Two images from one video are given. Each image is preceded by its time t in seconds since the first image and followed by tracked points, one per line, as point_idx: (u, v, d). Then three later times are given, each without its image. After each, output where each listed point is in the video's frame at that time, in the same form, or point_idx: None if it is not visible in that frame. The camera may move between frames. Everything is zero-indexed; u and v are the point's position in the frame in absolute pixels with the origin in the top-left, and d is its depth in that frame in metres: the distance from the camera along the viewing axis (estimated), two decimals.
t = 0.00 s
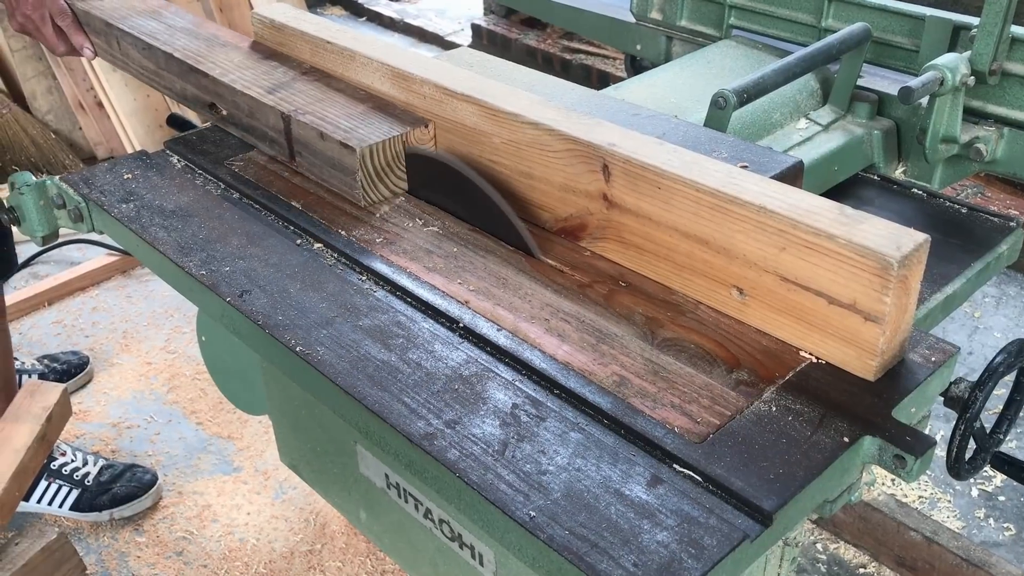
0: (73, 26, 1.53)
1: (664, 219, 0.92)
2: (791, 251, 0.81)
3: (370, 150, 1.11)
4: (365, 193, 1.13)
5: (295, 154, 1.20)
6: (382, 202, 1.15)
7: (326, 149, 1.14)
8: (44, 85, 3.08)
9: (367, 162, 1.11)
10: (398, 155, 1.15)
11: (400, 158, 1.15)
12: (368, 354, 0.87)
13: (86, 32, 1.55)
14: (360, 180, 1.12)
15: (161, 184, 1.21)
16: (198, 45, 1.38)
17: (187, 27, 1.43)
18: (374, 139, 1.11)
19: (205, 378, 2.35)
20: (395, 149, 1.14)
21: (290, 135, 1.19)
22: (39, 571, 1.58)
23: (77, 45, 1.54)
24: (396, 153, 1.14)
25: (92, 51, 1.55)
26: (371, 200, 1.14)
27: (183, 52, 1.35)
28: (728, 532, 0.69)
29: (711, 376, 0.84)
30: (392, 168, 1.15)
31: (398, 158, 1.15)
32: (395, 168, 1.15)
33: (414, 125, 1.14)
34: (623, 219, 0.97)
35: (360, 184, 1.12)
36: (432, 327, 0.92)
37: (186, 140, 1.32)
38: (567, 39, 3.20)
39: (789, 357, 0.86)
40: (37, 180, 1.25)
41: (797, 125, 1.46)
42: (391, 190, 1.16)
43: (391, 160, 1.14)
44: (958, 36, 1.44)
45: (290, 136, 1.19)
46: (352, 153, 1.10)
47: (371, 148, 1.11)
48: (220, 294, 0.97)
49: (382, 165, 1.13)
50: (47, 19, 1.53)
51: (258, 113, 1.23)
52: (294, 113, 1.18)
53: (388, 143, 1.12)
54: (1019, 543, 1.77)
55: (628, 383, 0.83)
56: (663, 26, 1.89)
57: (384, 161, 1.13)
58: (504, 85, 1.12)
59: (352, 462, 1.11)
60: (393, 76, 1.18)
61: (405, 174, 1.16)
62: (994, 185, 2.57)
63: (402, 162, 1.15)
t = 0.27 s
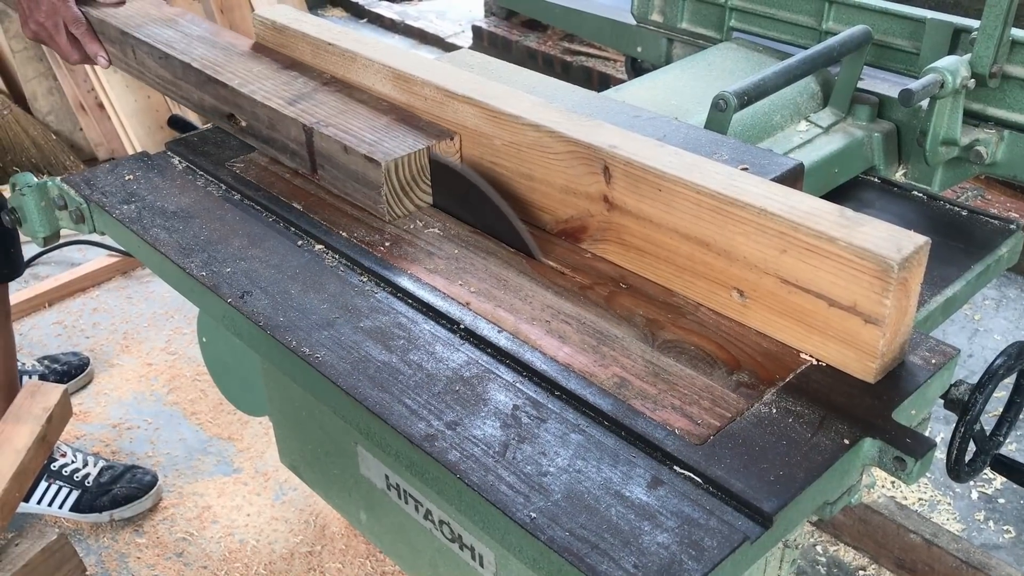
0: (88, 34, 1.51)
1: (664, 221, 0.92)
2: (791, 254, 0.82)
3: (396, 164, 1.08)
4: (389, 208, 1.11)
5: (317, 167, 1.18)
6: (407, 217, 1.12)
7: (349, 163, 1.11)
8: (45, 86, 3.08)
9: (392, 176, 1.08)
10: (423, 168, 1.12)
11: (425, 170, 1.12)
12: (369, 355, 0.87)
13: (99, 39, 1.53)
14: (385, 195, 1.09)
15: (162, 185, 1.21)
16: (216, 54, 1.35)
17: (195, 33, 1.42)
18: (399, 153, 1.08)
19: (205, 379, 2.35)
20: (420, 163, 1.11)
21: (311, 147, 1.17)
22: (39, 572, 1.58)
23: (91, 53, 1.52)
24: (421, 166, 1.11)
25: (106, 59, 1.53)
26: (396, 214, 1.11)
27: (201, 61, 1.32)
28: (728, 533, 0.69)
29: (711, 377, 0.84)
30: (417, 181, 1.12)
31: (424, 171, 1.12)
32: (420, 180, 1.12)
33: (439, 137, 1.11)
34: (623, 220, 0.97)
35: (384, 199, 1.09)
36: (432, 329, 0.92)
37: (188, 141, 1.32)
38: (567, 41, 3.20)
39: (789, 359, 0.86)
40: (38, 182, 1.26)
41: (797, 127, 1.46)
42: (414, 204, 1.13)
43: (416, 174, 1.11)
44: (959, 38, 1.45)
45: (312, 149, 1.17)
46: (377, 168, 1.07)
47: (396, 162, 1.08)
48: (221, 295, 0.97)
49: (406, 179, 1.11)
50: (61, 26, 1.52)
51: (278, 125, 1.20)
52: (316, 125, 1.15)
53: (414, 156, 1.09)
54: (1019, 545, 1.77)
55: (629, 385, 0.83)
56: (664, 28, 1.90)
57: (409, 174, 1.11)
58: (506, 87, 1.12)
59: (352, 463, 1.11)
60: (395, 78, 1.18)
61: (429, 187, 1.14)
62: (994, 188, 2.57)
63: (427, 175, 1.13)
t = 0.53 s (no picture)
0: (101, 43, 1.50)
1: (663, 222, 0.92)
2: (789, 254, 0.82)
3: (418, 175, 1.06)
4: (412, 220, 1.08)
5: (338, 178, 1.15)
6: (430, 229, 1.10)
7: (369, 173, 1.09)
8: (46, 87, 3.08)
9: (415, 188, 1.06)
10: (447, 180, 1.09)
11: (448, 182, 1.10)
12: (370, 354, 0.88)
13: (113, 47, 1.52)
14: (407, 207, 1.07)
15: (164, 185, 1.22)
16: (225, 60, 1.35)
17: (197, 34, 1.43)
18: (422, 164, 1.06)
19: (206, 379, 2.35)
20: (443, 174, 1.08)
21: (331, 158, 1.15)
22: (41, 571, 1.59)
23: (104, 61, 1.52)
24: (445, 177, 1.09)
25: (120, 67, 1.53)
26: (418, 227, 1.09)
27: (217, 70, 1.31)
28: (726, 531, 0.69)
29: (710, 377, 0.85)
30: (441, 193, 1.10)
31: (447, 183, 1.10)
32: (444, 192, 1.10)
33: (462, 147, 1.09)
34: (623, 221, 0.97)
35: (406, 211, 1.07)
36: (433, 328, 0.92)
37: (189, 142, 1.32)
38: (568, 42, 3.21)
39: (788, 358, 0.87)
40: (40, 182, 1.26)
41: (797, 128, 1.47)
42: (437, 216, 1.11)
43: (439, 185, 1.09)
44: (958, 40, 1.45)
45: (332, 159, 1.15)
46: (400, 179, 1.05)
47: (419, 173, 1.06)
48: (222, 295, 0.98)
49: (429, 190, 1.08)
50: (75, 34, 1.51)
51: (297, 135, 1.18)
52: (336, 135, 1.13)
53: (437, 167, 1.07)
54: (1018, 546, 1.78)
55: (628, 384, 0.84)
56: (664, 30, 1.90)
57: (432, 186, 1.08)
58: (506, 88, 1.12)
59: (353, 462, 1.12)
60: (395, 79, 1.19)
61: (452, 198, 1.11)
62: (994, 189, 2.58)
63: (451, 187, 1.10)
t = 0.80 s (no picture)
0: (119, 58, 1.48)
1: (662, 225, 0.93)
2: (787, 257, 0.82)
3: (457, 198, 1.01)
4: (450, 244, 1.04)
5: (371, 199, 1.11)
6: (468, 253, 1.05)
7: (405, 196, 1.05)
8: (43, 88, 3.08)
9: (453, 211, 1.02)
10: (485, 202, 1.05)
11: (486, 204, 1.06)
12: (369, 357, 0.88)
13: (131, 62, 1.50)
14: (446, 230, 1.02)
15: (163, 188, 1.22)
16: (224, 63, 1.35)
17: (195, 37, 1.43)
18: (461, 186, 1.02)
19: (203, 381, 2.35)
20: (482, 196, 1.04)
21: (364, 179, 1.10)
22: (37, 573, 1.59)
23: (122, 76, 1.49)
24: (483, 199, 1.05)
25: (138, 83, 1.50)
26: (456, 251, 1.05)
27: (242, 87, 1.28)
28: (725, 534, 0.69)
29: (708, 379, 0.85)
30: (478, 216, 1.05)
31: (485, 205, 1.06)
32: (482, 214, 1.06)
33: (501, 168, 1.05)
34: (621, 224, 0.97)
35: (445, 235, 1.03)
36: (432, 331, 0.92)
37: (188, 144, 1.33)
38: (565, 45, 3.21)
39: (786, 362, 0.87)
40: (39, 184, 1.27)
41: (794, 132, 1.47)
42: (475, 239, 1.06)
43: (477, 208, 1.05)
44: (954, 44, 1.46)
45: (365, 180, 1.10)
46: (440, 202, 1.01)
47: (458, 196, 1.01)
48: (222, 298, 0.98)
49: (468, 213, 1.04)
50: (91, 49, 1.49)
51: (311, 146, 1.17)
52: (369, 155, 1.09)
53: (475, 190, 1.03)
54: (1013, 548, 1.78)
55: (627, 387, 0.84)
56: (661, 33, 1.91)
57: (471, 209, 1.04)
58: (504, 91, 1.13)
59: (351, 465, 1.12)
60: (394, 82, 1.19)
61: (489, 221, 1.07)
62: (989, 192, 2.59)
63: (489, 210, 1.06)
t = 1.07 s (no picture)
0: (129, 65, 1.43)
1: (655, 226, 0.93)
2: (780, 258, 0.82)
3: (492, 219, 0.96)
4: (484, 267, 0.99)
5: (399, 219, 1.06)
6: (501, 277, 1.00)
7: (436, 216, 1.00)
8: (32, 88, 3.05)
9: (489, 233, 0.96)
10: (519, 223, 1.00)
11: (521, 226, 1.01)
12: (361, 358, 0.88)
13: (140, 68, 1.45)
14: (480, 253, 0.97)
15: (153, 188, 1.21)
16: (215, 64, 1.34)
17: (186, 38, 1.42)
18: (497, 207, 0.96)
19: (193, 383, 2.34)
20: (516, 217, 0.99)
21: (392, 198, 1.05)
22: None
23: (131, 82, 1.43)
24: (518, 221, 1.00)
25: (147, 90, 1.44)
26: (489, 274, 1.00)
27: (261, 100, 1.22)
28: (718, 535, 0.69)
29: (701, 380, 0.85)
30: (512, 237, 1.00)
31: (520, 226, 1.01)
32: (516, 235, 1.01)
33: (537, 189, 1.00)
34: (613, 225, 0.97)
35: (479, 257, 0.98)
36: (424, 332, 0.92)
37: (178, 144, 1.32)
38: (557, 46, 3.21)
39: (778, 362, 0.87)
40: (28, 184, 1.26)
41: (785, 133, 1.47)
42: (509, 261, 1.01)
43: (512, 229, 1.00)
44: (944, 47, 1.47)
45: (393, 199, 1.05)
46: (476, 225, 0.95)
47: (493, 217, 0.96)
48: (212, 299, 0.97)
49: (502, 235, 0.99)
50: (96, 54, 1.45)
51: (301, 147, 1.16)
52: (398, 173, 1.03)
53: (510, 211, 0.98)
54: (1003, 548, 1.79)
55: (620, 388, 0.84)
56: (653, 34, 1.91)
57: (506, 230, 0.99)
58: (496, 92, 1.12)
59: (343, 466, 1.11)
60: (386, 83, 1.19)
61: (523, 242, 1.02)
62: (979, 194, 2.60)
63: (523, 231, 1.01)
